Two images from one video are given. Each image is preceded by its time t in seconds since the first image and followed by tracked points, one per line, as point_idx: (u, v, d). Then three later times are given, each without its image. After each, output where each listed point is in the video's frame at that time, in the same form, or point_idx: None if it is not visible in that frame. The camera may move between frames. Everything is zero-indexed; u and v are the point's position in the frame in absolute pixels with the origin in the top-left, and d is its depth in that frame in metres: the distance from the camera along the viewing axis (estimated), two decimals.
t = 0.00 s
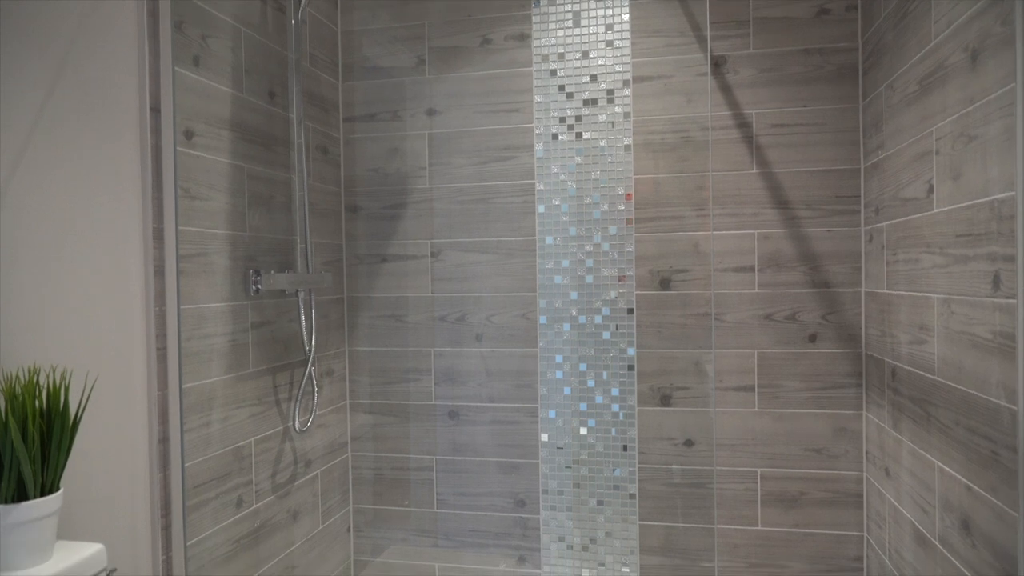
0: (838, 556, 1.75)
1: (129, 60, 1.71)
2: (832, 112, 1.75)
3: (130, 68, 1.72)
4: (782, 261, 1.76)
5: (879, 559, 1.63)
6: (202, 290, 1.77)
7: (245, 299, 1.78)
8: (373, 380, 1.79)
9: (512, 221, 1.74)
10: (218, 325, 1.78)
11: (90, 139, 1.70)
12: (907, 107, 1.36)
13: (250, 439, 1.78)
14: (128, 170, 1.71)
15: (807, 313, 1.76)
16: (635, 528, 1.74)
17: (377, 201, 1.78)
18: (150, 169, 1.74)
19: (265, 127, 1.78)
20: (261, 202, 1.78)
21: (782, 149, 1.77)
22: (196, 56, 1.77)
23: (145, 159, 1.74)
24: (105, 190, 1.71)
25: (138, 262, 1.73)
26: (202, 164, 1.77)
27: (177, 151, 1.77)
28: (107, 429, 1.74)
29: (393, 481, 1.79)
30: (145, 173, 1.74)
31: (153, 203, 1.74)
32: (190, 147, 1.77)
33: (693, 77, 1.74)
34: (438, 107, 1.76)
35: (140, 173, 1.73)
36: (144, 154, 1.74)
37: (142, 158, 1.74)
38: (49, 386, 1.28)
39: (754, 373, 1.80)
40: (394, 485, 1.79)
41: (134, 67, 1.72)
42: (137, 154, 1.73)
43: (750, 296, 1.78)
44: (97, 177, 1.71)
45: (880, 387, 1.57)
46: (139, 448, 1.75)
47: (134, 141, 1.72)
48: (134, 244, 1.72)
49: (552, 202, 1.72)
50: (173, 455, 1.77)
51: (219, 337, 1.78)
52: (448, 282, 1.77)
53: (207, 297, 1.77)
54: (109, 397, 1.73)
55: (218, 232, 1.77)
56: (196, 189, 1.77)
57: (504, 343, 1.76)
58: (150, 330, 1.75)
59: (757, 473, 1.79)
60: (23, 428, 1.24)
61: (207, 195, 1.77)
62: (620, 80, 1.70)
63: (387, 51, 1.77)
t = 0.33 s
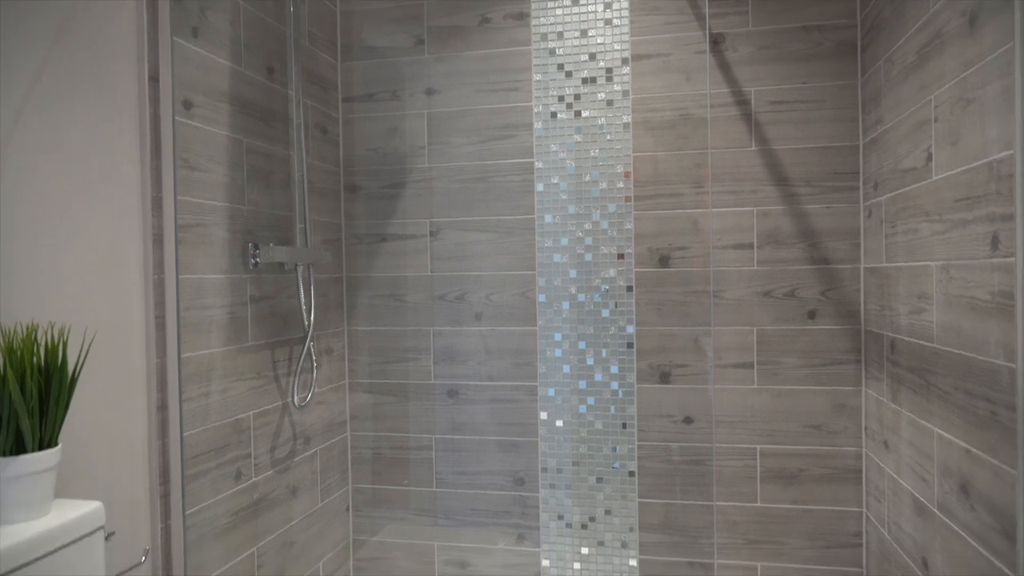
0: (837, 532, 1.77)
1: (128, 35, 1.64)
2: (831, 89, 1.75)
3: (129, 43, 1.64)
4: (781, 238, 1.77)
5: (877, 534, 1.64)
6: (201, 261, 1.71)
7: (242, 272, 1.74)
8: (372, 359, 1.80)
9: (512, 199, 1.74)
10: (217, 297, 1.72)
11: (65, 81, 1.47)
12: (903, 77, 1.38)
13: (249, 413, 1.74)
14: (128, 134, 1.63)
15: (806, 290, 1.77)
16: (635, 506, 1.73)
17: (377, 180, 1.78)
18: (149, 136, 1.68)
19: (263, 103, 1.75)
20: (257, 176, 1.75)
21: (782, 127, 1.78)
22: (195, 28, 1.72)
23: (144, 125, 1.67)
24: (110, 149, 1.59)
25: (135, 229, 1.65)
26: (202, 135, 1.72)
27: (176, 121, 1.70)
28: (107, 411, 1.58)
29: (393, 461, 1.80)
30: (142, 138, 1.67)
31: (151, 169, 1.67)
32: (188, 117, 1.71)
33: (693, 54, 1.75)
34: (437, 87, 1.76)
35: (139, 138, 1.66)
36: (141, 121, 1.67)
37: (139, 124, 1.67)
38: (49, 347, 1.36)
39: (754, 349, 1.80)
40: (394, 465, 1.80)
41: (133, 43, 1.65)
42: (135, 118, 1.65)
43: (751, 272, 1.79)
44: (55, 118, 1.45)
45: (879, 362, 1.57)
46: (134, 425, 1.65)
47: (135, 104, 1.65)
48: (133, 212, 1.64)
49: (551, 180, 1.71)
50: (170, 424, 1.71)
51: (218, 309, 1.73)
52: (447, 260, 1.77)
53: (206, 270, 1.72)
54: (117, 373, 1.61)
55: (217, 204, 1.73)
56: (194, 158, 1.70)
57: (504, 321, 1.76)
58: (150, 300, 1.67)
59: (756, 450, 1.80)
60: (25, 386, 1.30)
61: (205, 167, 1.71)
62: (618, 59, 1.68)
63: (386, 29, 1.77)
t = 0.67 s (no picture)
0: (836, 508, 1.77)
1: None
2: (829, 65, 1.75)
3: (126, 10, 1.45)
4: (779, 215, 1.77)
5: (875, 508, 1.63)
6: (202, 232, 1.54)
7: (241, 245, 1.60)
8: (371, 339, 1.80)
9: (512, 176, 1.73)
10: (214, 269, 1.55)
11: (59, 66, 1.29)
12: (903, 48, 1.37)
13: (246, 386, 1.61)
14: (126, 108, 1.44)
15: (804, 266, 1.77)
16: (634, 484, 1.70)
17: (376, 158, 1.78)
18: (147, 105, 1.49)
19: (261, 75, 1.65)
20: (256, 150, 1.65)
21: (780, 103, 1.77)
22: None
23: (140, 94, 1.48)
24: (106, 121, 1.39)
25: (134, 202, 1.45)
26: (202, 106, 1.54)
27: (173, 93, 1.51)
28: (106, 417, 1.38)
29: (390, 441, 1.80)
30: (139, 111, 1.47)
31: (148, 136, 1.48)
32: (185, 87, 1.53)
33: (691, 31, 1.75)
34: (435, 65, 1.76)
35: (134, 106, 1.46)
36: (138, 95, 1.47)
37: (135, 97, 1.47)
38: (22, 291, 1.05)
39: (752, 326, 1.80)
40: (391, 445, 1.80)
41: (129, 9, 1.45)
42: (130, 91, 1.45)
43: (749, 249, 1.79)
44: (48, 110, 1.26)
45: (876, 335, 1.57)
46: (134, 426, 1.45)
47: (130, 74, 1.46)
48: (132, 191, 1.44)
49: (550, 157, 1.70)
50: (167, 393, 1.51)
51: (216, 280, 1.56)
52: (445, 239, 1.77)
53: (205, 240, 1.54)
54: (95, 373, 1.36)
55: (216, 176, 1.57)
56: (191, 129, 1.52)
57: (502, 300, 1.75)
58: (146, 275, 1.47)
59: (755, 427, 1.80)
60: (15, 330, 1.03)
61: (204, 137, 1.54)
62: (615, 35, 1.66)
63: (385, 7, 1.78)
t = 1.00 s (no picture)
0: (834, 492, 1.77)
1: None
2: (827, 48, 1.75)
3: None
4: (777, 198, 1.78)
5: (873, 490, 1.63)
6: (200, 211, 1.46)
7: (240, 226, 1.56)
8: (368, 325, 1.83)
9: (511, 161, 1.73)
10: (212, 249, 1.49)
11: (38, 64, 1.19)
12: (902, 28, 1.37)
13: (246, 367, 1.56)
14: (124, 88, 1.36)
15: (803, 250, 1.77)
16: (632, 468, 1.69)
17: (373, 145, 1.81)
18: (143, 86, 1.40)
19: (258, 57, 1.61)
20: (254, 132, 1.60)
21: (778, 87, 1.78)
22: None
23: (138, 71, 1.39)
24: (100, 99, 1.30)
25: (131, 187, 1.37)
26: (198, 87, 1.46)
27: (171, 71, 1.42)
28: (105, 418, 1.30)
29: (389, 426, 1.84)
30: (137, 91, 1.39)
31: (145, 116, 1.40)
32: (184, 66, 1.44)
33: (689, 15, 1.75)
34: (434, 50, 1.77)
35: (132, 85, 1.38)
36: (138, 74, 1.39)
37: (133, 76, 1.38)
38: (20, 257, 1.01)
39: (750, 310, 1.80)
40: (389, 431, 1.84)
41: None
42: (128, 70, 1.37)
43: (746, 233, 1.79)
44: (39, 92, 1.19)
45: (875, 318, 1.57)
46: (132, 417, 1.37)
47: (128, 51, 1.37)
48: (130, 176, 1.36)
49: (548, 142, 1.69)
50: (165, 376, 1.42)
51: (214, 260, 1.50)
52: (444, 224, 1.79)
53: (201, 219, 1.47)
54: (93, 371, 1.28)
55: (214, 156, 1.50)
56: (190, 109, 1.45)
57: (500, 286, 1.75)
58: (144, 256, 1.39)
59: (753, 411, 1.81)
60: (13, 297, 0.99)
61: (201, 117, 1.47)
62: (614, 20, 1.66)
63: None
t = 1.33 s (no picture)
0: (833, 474, 1.77)
1: None
2: (823, 30, 1.75)
3: None
4: (776, 181, 1.78)
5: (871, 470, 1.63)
6: (198, 188, 1.46)
7: (236, 205, 1.55)
8: (367, 308, 1.85)
9: (509, 145, 1.74)
10: (209, 228, 1.48)
11: (35, 50, 1.16)
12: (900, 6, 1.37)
13: (244, 347, 1.56)
14: (121, 70, 1.33)
15: (800, 232, 1.77)
16: (630, 451, 1.66)
17: (372, 129, 1.83)
18: (141, 67, 1.37)
19: (257, 39, 1.60)
20: (252, 112, 1.60)
21: (776, 69, 1.77)
22: None
23: (136, 49, 1.36)
24: (97, 81, 1.28)
25: (129, 171, 1.34)
26: (195, 64, 1.45)
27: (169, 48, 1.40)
28: (101, 399, 1.28)
29: (387, 411, 1.84)
30: (135, 72, 1.36)
31: (144, 98, 1.37)
32: (182, 43, 1.42)
33: None
34: (432, 34, 1.79)
35: (129, 66, 1.35)
36: (135, 55, 1.36)
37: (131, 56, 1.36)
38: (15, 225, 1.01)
39: (749, 292, 1.80)
40: (388, 415, 1.84)
41: None
42: (126, 50, 1.34)
43: (745, 215, 1.79)
44: (35, 74, 1.16)
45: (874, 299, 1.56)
46: (131, 403, 1.35)
47: (126, 28, 1.34)
48: (127, 159, 1.34)
49: (546, 126, 1.66)
50: (163, 353, 1.40)
51: (212, 239, 1.49)
52: (444, 209, 1.80)
53: (199, 197, 1.46)
54: (89, 352, 1.26)
55: (211, 135, 1.49)
56: (187, 86, 1.43)
57: (498, 270, 1.76)
58: (141, 242, 1.37)
59: (751, 394, 1.81)
60: (10, 263, 0.98)
61: (199, 95, 1.46)
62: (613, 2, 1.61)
63: None
